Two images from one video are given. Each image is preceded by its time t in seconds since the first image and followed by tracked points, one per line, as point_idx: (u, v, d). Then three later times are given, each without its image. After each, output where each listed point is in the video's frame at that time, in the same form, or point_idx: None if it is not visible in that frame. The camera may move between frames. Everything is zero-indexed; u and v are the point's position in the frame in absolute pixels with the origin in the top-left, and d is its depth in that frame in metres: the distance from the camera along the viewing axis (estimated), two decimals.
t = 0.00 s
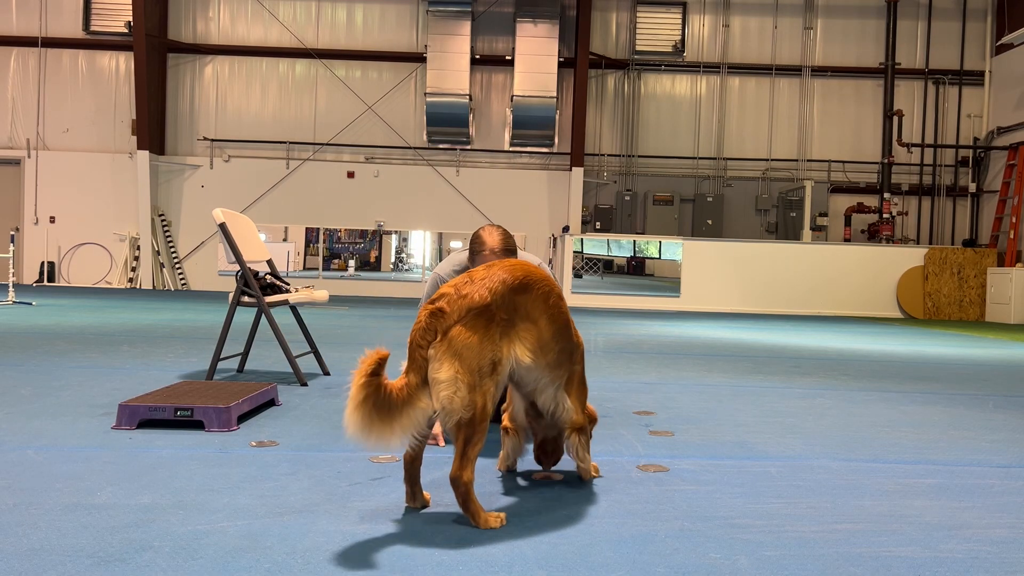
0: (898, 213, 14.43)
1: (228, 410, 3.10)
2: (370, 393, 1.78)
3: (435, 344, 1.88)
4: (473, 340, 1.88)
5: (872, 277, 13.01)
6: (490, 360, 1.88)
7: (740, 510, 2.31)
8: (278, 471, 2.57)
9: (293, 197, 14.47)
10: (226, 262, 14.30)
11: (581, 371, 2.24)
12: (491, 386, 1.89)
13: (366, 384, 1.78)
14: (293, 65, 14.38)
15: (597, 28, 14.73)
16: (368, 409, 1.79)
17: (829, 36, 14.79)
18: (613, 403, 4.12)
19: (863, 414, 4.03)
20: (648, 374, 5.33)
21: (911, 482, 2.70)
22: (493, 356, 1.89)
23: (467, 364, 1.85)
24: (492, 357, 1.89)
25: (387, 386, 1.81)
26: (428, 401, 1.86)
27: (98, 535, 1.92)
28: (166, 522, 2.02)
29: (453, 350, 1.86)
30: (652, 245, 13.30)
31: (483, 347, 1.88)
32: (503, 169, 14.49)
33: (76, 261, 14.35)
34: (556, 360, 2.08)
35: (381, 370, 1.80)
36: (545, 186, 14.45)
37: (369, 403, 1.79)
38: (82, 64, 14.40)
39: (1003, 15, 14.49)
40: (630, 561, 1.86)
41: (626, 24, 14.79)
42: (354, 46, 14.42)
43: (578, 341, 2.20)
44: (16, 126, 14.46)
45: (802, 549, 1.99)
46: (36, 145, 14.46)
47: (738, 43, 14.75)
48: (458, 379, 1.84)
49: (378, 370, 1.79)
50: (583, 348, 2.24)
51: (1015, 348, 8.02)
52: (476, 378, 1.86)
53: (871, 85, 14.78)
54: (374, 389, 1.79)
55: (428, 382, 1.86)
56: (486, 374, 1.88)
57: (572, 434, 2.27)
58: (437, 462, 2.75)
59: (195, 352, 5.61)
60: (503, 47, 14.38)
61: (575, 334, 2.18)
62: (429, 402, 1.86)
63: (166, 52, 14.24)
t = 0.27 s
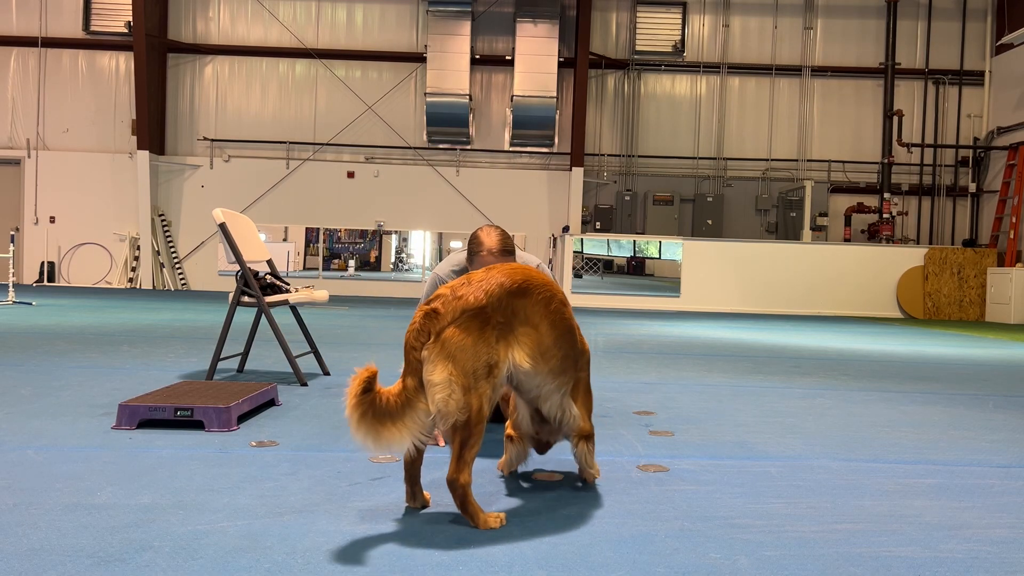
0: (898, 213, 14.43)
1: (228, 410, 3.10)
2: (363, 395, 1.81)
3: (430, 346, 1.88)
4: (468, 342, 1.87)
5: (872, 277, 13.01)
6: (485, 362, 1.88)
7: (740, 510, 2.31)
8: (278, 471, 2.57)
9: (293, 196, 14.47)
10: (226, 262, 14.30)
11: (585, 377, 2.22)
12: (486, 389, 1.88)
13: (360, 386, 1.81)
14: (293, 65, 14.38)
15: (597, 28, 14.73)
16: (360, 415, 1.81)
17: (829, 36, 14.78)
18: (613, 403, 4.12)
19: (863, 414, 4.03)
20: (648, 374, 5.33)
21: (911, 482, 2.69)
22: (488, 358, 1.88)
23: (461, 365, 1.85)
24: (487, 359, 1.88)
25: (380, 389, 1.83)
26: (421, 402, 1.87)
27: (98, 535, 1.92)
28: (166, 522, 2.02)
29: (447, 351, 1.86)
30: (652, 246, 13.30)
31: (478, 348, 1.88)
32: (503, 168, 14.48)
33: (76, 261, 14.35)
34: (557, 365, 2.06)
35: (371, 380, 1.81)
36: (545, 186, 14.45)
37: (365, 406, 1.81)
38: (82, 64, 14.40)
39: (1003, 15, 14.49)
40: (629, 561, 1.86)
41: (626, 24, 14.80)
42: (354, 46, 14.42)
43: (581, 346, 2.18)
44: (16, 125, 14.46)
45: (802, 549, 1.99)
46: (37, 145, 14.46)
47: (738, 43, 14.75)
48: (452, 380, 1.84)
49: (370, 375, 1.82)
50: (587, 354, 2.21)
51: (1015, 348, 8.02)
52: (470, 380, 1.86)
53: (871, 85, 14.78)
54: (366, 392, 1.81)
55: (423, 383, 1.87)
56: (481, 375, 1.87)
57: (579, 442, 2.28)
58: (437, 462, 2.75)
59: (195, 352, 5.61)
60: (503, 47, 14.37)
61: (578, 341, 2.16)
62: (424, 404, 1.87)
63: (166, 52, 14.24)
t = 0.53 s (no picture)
0: (898, 213, 14.43)
1: (228, 410, 3.10)
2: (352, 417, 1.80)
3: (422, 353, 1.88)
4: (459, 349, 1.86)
5: (872, 277, 13.01)
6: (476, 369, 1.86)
7: (740, 510, 2.31)
8: (278, 471, 2.57)
9: (293, 197, 14.48)
10: (226, 262, 14.30)
11: (579, 398, 2.16)
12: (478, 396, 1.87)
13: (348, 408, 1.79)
14: (293, 65, 14.38)
15: (597, 28, 14.73)
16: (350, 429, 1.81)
17: (829, 36, 14.78)
18: (613, 403, 4.12)
19: (863, 414, 4.03)
20: (648, 374, 5.33)
21: (911, 482, 2.69)
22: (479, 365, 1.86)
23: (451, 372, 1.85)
24: (480, 366, 1.86)
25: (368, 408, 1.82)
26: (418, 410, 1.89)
27: (97, 536, 1.92)
28: (166, 522, 2.02)
29: (439, 358, 1.85)
30: (652, 246, 13.30)
31: (469, 356, 1.86)
32: (503, 168, 14.49)
33: (76, 261, 14.35)
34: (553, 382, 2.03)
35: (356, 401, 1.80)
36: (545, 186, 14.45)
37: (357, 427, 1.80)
38: (82, 64, 14.40)
39: (1003, 15, 14.49)
40: (629, 561, 1.86)
41: (626, 24, 14.80)
42: (354, 46, 14.42)
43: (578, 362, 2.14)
44: (16, 125, 14.46)
45: (803, 549, 1.99)
46: (37, 145, 14.47)
47: (738, 44, 14.75)
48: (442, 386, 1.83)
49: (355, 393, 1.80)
50: (584, 374, 2.17)
51: (1015, 348, 8.02)
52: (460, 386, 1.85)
53: (871, 85, 14.78)
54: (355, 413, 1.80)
55: (418, 391, 1.87)
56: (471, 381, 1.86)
57: (576, 462, 2.27)
58: (436, 462, 2.75)
59: (195, 352, 5.61)
60: (503, 47, 14.37)
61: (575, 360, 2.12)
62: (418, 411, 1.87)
63: (166, 52, 14.24)
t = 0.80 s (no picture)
0: (898, 213, 14.43)
1: (228, 410, 3.10)
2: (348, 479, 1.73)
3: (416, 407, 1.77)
4: (453, 394, 1.77)
5: (872, 277, 13.01)
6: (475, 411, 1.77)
7: (740, 510, 2.31)
8: (278, 471, 2.57)
9: (293, 197, 14.48)
10: (226, 262, 14.31)
11: (571, 424, 2.11)
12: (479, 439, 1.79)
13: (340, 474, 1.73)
14: (293, 65, 14.38)
15: (597, 28, 14.73)
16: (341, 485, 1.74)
17: (829, 36, 14.78)
18: (613, 403, 4.12)
19: (862, 414, 4.03)
20: (648, 374, 5.33)
21: (911, 482, 2.69)
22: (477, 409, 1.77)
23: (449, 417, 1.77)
24: (479, 409, 1.77)
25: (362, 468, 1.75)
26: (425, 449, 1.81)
27: (98, 536, 1.92)
28: (166, 522, 2.03)
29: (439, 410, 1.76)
30: (652, 245, 13.28)
31: (465, 400, 1.76)
32: (503, 168, 14.49)
33: (76, 261, 14.35)
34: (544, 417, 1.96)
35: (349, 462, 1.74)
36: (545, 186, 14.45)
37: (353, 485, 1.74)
38: (82, 64, 14.40)
39: (1003, 15, 14.49)
40: (629, 561, 1.86)
41: (626, 24, 14.79)
42: (354, 46, 14.41)
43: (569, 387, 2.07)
44: (16, 125, 14.46)
45: (803, 549, 1.99)
46: (37, 145, 14.47)
47: (738, 44, 14.75)
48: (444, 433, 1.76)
49: (349, 453, 1.74)
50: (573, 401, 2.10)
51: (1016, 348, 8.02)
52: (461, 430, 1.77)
53: (871, 85, 14.78)
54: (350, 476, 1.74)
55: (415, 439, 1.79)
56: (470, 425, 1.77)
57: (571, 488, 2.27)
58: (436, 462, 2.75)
59: (195, 352, 5.61)
60: (503, 47, 14.37)
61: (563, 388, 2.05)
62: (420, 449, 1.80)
63: (166, 52, 14.23)
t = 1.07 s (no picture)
0: (898, 213, 14.43)
1: (228, 410, 3.10)
2: (290, 532, 1.64)
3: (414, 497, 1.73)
4: (458, 478, 1.69)
5: (872, 277, 13.01)
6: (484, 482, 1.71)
7: (740, 510, 2.31)
8: (278, 471, 2.57)
9: (293, 197, 14.48)
10: (226, 262, 14.30)
11: (567, 451, 2.06)
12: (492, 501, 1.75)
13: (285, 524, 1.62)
14: (293, 65, 14.38)
15: (597, 28, 14.72)
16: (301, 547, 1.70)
17: (829, 36, 14.77)
18: (613, 403, 4.12)
19: (863, 414, 4.03)
20: (648, 374, 5.34)
21: (911, 482, 2.70)
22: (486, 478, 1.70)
23: (460, 497, 1.72)
24: (487, 476, 1.70)
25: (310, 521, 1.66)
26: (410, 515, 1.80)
27: (97, 535, 1.92)
28: (166, 522, 2.02)
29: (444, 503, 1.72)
30: (652, 245, 13.26)
31: (470, 478, 1.69)
32: (503, 168, 14.48)
33: (76, 261, 14.36)
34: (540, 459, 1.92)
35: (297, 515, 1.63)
36: (545, 186, 14.45)
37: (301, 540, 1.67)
38: (82, 64, 14.40)
39: (1003, 15, 14.49)
40: (629, 561, 1.86)
41: (626, 24, 14.79)
42: (354, 46, 14.41)
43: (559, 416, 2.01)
44: (16, 125, 14.46)
45: (803, 549, 1.99)
46: (37, 145, 14.47)
47: (738, 44, 14.75)
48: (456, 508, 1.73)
49: (296, 509, 1.63)
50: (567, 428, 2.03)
51: (1016, 348, 8.02)
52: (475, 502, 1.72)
53: (871, 85, 14.78)
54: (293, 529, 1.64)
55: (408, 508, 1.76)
56: (484, 499, 1.73)
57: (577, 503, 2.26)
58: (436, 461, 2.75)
59: (195, 352, 5.61)
60: (503, 47, 14.37)
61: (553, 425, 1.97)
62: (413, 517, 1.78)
63: (166, 52, 14.23)
